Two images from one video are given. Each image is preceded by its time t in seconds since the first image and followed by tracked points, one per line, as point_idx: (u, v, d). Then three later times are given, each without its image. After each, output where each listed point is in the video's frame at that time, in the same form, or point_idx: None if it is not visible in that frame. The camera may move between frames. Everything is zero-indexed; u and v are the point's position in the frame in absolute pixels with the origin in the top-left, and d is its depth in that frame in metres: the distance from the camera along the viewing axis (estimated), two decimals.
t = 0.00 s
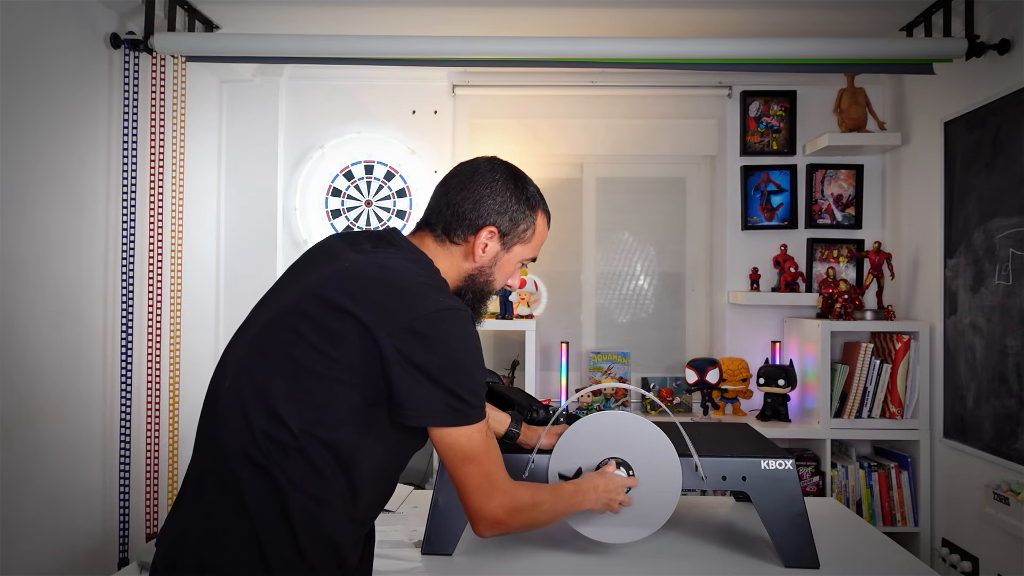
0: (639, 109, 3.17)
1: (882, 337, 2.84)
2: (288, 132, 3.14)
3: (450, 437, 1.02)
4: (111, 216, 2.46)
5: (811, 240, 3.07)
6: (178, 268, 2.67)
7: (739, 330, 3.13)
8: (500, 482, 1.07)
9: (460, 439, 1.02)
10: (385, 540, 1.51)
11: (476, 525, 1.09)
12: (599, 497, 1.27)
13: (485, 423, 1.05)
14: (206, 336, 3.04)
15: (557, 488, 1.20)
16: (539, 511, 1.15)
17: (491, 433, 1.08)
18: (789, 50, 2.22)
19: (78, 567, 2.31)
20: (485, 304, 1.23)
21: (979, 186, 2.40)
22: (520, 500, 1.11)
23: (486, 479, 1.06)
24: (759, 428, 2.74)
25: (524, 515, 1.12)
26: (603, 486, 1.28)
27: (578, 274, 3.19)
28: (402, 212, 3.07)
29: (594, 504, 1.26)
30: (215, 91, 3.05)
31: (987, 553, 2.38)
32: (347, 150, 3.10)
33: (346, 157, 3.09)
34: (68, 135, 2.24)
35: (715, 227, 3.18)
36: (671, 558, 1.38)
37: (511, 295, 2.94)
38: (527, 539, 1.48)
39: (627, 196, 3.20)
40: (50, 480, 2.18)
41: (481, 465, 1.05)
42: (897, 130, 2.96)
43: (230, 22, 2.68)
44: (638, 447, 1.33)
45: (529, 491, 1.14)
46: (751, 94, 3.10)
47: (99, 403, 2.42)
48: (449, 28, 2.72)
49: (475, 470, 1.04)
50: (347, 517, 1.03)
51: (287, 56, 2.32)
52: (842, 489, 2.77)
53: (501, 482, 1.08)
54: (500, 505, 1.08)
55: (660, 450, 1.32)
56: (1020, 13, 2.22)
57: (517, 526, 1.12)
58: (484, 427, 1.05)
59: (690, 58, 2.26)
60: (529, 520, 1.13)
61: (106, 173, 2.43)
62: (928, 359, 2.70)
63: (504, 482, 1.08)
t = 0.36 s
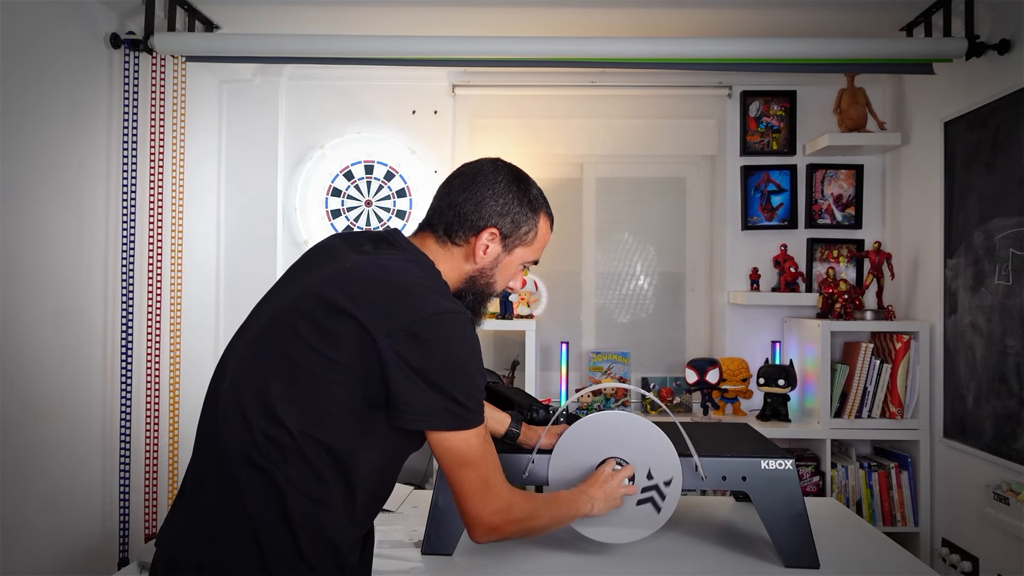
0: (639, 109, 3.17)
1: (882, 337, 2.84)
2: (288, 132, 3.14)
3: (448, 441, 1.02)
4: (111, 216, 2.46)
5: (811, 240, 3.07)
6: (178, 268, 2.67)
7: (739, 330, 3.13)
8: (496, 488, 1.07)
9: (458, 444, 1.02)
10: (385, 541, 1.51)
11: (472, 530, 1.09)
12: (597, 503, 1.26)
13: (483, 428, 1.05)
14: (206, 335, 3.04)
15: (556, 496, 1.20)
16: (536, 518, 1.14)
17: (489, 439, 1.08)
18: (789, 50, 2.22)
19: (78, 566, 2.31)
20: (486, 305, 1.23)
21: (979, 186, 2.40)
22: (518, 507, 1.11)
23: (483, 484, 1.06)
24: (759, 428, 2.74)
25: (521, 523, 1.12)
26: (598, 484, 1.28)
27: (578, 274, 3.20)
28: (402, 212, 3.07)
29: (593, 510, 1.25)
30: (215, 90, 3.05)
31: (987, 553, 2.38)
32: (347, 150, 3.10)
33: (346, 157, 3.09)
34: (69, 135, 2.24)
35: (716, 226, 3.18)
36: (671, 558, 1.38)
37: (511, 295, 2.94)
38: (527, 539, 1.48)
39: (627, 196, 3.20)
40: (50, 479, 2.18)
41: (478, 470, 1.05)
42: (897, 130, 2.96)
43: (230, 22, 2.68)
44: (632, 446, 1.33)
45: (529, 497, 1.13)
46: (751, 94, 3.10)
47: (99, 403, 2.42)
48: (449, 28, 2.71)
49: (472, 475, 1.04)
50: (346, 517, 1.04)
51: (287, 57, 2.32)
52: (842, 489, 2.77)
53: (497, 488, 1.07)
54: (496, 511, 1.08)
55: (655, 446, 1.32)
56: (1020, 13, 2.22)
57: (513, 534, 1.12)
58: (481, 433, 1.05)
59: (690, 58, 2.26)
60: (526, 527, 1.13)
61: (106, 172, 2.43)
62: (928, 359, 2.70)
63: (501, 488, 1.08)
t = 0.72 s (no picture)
0: (639, 109, 3.17)
1: (882, 337, 2.84)
2: (287, 132, 3.14)
3: (446, 443, 1.01)
4: (112, 216, 2.46)
5: (811, 240, 3.07)
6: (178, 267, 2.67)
7: (739, 330, 3.13)
8: (495, 490, 1.07)
9: (457, 446, 1.02)
10: (385, 541, 1.51)
11: (470, 532, 1.09)
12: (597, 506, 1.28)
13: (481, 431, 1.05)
14: (206, 335, 3.04)
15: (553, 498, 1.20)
16: (535, 520, 1.14)
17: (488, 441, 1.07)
18: (789, 49, 2.22)
19: (78, 566, 2.31)
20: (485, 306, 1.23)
21: (979, 186, 2.40)
22: (518, 507, 1.11)
23: (482, 485, 1.05)
24: (759, 428, 2.74)
25: (520, 524, 1.11)
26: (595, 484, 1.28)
27: (578, 274, 3.20)
28: (402, 212, 3.07)
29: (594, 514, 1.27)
30: (215, 91, 3.05)
31: (987, 553, 2.38)
32: (347, 150, 3.10)
33: (346, 157, 3.09)
34: (69, 135, 2.24)
35: (716, 226, 3.18)
36: (671, 558, 1.38)
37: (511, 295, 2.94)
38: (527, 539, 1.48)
39: (627, 196, 3.20)
40: (51, 479, 2.18)
41: (477, 471, 1.05)
42: (897, 130, 2.96)
43: (230, 22, 2.68)
44: (584, 440, 1.35)
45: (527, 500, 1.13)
46: (751, 94, 3.10)
47: (99, 403, 2.42)
48: (449, 28, 2.71)
49: (472, 476, 1.04)
50: (346, 517, 1.03)
51: (287, 57, 2.32)
52: (842, 489, 2.77)
53: (496, 490, 1.07)
54: (495, 512, 1.07)
55: (597, 426, 1.34)
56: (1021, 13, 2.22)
57: (511, 535, 1.11)
58: (479, 436, 1.05)
59: (690, 58, 2.26)
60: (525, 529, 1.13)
61: (107, 172, 2.43)
62: (928, 359, 2.70)
63: (500, 489, 1.08)
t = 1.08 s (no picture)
0: (639, 109, 3.18)
1: (882, 337, 2.84)
2: (287, 132, 3.14)
3: (454, 439, 1.02)
4: (112, 216, 2.46)
5: (811, 240, 3.07)
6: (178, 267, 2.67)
7: (739, 330, 3.13)
8: (508, 487, 1.07)
9: (466, 442, 1.02)
10: (385, 541, 1.51)
11: (485, 529, 1.09)
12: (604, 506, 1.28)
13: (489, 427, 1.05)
14: (206, 335, 3.04)
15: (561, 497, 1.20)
16: (548, 518, 1.14)
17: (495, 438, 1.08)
18: (789, 50, 2.22)
19: (78, 566, 2.31)
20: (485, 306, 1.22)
21: (979, 186, 2.39)
22: (531, 504, 1.11)
23: (495, 482, 1.05)
24: (759, 427, 2.74)
25: (533, 521, 1.11)
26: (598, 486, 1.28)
27: (578, 274, 3.20)
28: (402, 212, 3.07)
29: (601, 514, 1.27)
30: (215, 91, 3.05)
31: (987, 553, 2.38)
32: (346, 150, 3.10)
33: (346, 157, 3.09)
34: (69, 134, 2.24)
35: (716, 226, 3.18)
36: (672, 558, 1.38)
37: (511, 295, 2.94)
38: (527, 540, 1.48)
39: (627, 196, 3.21)
40: (51, 479, 2.18)
41: (488, 468, 1.05)
42: (897, 130, 2.96)
43: (230, 22, 2.67)
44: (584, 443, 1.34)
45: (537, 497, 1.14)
46: (751, 94, 3.10)
47: (99, 403, 2.42)
48: (449, 28, 2.71)
49: (483, 473, 1.04)
50: (345, 518, 1.04)
51: (288, 57, 2.32)
52: (842, 489, 2.77)
53: (510, 486, 1.07)
54: (510, 508, 1.07)
55: (569, 447, 1.35)
56: (1020, 13, 2.22)
57: (525, 532, 1.11)
58: (487, 432, 1.05)
59: (690, 58, 2.26)
60: (539, 526, 1.13)
61: (107, 172, 2.43)
62: (928, 359, 2.70)
63: (512, 486, 1.08)
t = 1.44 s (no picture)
0: (638, 109, 3.18)
1: (882, 336, 2.84)
2: (287, 132, 3.14)
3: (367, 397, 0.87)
4: (111, 216, 2.46)
5: (811, 240, 3.07)
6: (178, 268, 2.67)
7: (739, 329, 3.13)
8: (420, 459, 0.90)
9: (384, 401, 0.88)
10: (385, 541, 1.51)
11: (383, 506, 0.90)
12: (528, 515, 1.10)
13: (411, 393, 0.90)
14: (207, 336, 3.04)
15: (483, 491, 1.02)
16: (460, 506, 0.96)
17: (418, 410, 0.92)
18: (789, 49, 2.22)
19: (79, 566, 2.31)
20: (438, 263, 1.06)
21: (979, 186, 2.39)
22: (443, 492, 0.93)
23: (405, 457, 0.89)
24: (759, 427, 2.74)
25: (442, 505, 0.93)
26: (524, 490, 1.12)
27: (578, 273, 3.20)
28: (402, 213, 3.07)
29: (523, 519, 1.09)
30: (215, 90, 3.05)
31: (987, 554, 2.38)
32: (347, 150, 3.10)
33: (346, 157, 3.09)
34: (69, 134, 2.24)
35: (716, 227, 3.18)
36: (672, 558, 1.38)
37: (510, 295, 2.93)
38: (527, 540, 1.48)
39: (627, 196, 3.21)
40: (50, 479, 2.18)
41: (401, 439, 0.89)
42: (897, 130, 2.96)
43: (230, 22, 2.67)
44: (580, 445, 1.35)
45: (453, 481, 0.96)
46: (751, 94, 3.10)
47: (99, 403, 2.42)
48: (449, 28, 2.71)
49: (394, 444, 0.89)
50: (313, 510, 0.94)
51: (288, 56, 2.32)
52: (841, 489, 2.77)
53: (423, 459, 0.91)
54: (418, 490, 0.90)
55: (585, 432, 1.34)
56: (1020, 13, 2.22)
57: (428, 521, 0.92)
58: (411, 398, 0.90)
59: (689, 58, 2.26)
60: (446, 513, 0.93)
61: (107, 172, 2.43)
62: (928, 359, 2.70)
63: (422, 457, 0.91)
